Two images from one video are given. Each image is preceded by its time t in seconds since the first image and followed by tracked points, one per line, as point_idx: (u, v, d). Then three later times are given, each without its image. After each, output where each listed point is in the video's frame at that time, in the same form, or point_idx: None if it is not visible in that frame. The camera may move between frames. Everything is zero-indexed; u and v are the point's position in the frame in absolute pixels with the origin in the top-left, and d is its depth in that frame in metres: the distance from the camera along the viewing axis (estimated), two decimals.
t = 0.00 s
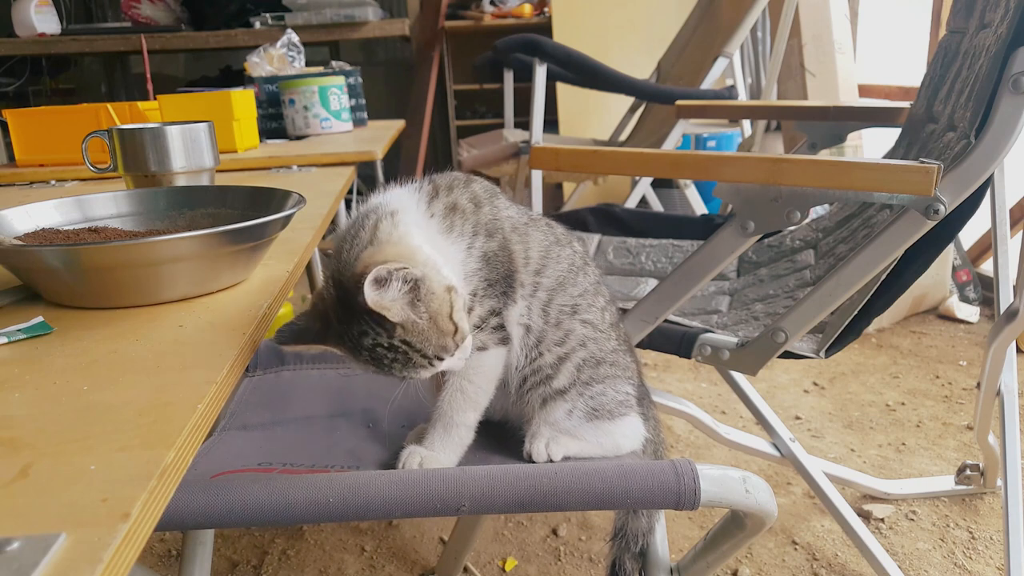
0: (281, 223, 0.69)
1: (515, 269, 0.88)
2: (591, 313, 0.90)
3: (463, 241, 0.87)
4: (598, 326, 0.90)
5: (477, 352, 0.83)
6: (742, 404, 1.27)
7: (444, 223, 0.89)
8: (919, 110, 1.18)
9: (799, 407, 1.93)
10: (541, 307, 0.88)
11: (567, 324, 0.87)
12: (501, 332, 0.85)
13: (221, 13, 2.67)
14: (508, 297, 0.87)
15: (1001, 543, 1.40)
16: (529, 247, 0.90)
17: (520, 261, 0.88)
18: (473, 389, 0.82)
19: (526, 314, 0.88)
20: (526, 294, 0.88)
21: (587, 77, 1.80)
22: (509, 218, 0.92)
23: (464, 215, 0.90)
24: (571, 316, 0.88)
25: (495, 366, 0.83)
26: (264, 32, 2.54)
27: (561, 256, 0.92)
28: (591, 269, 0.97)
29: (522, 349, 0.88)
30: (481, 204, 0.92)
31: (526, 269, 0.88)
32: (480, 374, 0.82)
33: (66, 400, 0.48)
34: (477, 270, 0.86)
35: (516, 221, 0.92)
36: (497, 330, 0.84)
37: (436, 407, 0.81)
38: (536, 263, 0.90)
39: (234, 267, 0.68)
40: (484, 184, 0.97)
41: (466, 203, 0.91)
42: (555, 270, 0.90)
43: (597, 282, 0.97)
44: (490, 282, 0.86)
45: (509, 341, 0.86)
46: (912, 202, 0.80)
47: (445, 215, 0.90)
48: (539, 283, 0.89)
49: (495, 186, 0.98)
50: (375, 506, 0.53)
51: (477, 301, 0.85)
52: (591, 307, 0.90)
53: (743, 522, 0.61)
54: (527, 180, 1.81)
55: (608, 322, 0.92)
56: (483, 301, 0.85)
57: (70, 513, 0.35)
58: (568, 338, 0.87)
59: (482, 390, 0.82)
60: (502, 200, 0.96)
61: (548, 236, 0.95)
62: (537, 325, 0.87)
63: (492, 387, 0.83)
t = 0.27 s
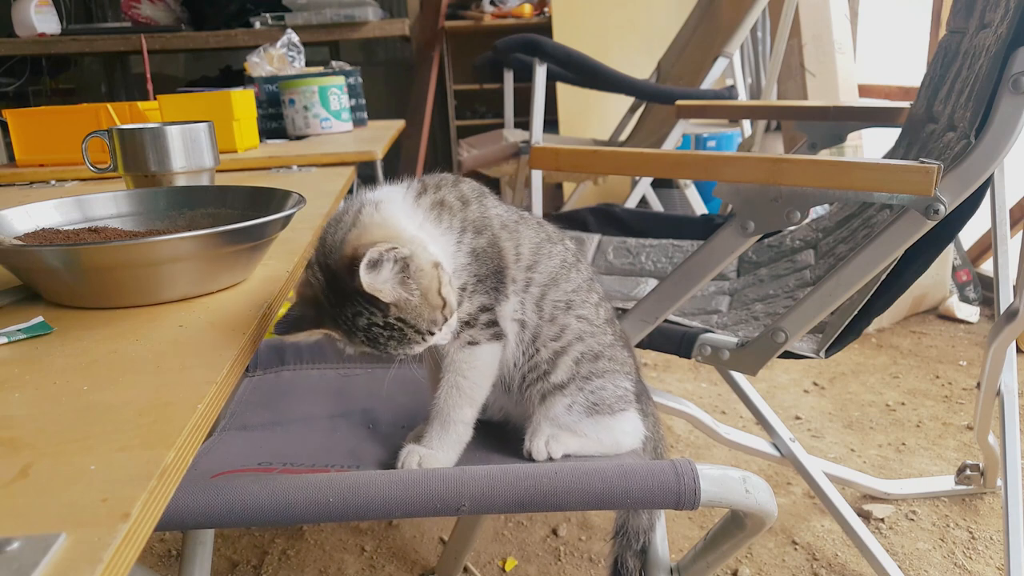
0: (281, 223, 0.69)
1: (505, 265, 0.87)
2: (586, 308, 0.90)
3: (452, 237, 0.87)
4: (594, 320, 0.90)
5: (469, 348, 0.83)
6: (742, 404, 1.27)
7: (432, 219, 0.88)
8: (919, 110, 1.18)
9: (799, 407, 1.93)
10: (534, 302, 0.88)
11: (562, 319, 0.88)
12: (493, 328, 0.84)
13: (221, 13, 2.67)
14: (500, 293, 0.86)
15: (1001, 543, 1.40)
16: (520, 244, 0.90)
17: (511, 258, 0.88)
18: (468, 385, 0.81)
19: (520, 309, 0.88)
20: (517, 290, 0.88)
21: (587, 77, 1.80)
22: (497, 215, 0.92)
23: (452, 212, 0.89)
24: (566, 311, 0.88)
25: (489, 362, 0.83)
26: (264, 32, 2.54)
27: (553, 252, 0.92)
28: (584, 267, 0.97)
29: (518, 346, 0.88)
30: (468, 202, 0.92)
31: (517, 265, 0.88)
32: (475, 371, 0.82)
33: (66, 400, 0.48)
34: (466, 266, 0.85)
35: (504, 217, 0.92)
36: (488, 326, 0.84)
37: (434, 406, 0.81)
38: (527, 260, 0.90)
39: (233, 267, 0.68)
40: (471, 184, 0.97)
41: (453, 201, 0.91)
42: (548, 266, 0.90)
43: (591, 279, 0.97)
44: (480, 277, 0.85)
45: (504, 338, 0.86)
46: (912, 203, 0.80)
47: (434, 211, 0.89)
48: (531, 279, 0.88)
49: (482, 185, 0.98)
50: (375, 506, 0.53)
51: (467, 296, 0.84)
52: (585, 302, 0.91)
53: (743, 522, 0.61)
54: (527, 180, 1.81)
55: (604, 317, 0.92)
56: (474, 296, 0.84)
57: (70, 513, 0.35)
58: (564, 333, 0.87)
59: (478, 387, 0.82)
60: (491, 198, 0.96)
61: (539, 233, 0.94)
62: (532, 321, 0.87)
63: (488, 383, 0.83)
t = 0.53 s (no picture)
0: (280, 223, 0.69)
1: (499, 265, 0.86)
2: (584, 306, 0.91)
3: (444, 237, 0.85)
4: (592, 318, 0.90)
5: (465, 348, 0.82)
6: (743, 404, 1.27)
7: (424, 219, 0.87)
8: (919, 110, 1.18)
9: (799, 407, 1.93)
10: (530, 302, 0.88)
11: (560, 317, 0.88)
12: (489, 328, 0.83)
13: (221, 13, 2.67)
14: (495, 293, 0.84)
15: (1001, 543, 1.40)
16: (516, 244, 0.90)
17: (506, 258, 0.87)
18: (467, 384, 0.81)
19: (517, 308, 0.87)
20: (512, 290, 0.87)
21: (587, 77, 1.80)
22: (490, 216, 0.91)
23: (444, 214, 0.88)
24: (563, 310, 0.89)
25: (487, 361, 0.82)
26: (264, 32, 2.54)
27: (549, 250, 0.93)
28: (580, 266, 0.98)
29: (517, 344, 0.88)
30: (460, 204, 0.91)
31: (513, 265, 0.88)
32: (473, 370, 0.81)
33: (66, 401, 0.48)
34: (460, 266, 0.83)
35: (497, 218, 0.92)
36: (484, 326, 0.83)
37: (433, 406, 0.81)
38: (523, 259, 0.89)
39: (233, 267, 0.68)
40: (463, 187, 0.96)
41: (445, 203, 0.90)
42: (544, 265, 0.90)
43: (587, 277, 0.97)
44: (474, 277, 0.83)
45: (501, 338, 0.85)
46: (912, 202, 0.80)
47: (425, 211, 0.88)
48: (527, 278, 0.88)
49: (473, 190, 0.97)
50: (376, 506, 0.53)
51: (459, 296, 0.82)
52: (582, 300, 0.91)
53: (743, 523, 0.61)
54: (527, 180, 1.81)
55: (602, 315, 0.93)
56: (467, 295, 0.83)
57: (69, 513, 0.35)
58: (563, 330, 0.88)
59: (476, 385, 0.81)
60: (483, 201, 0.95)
61: (534, 232, 0.94)
62: (530, 320, 0.87)
63: (487, 382, 0.82)
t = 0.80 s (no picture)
0: (281, 224, 0.69)
1: (504, 263, 0.86)
2: (584, 308, 0.91)
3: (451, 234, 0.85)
4: (592, 319, 0.90)
5: (469, 347, 0.82)
6: (743, 404, 1.27)
7: (431, 216, 0.86)
8: (918, 110, 1.18)
9: (799, 407, 1.93)
10: (532, 301, 0.88)
11: (560, 318, 0.88)
12: (493, 327, 0.84)
13: (221, 13, 2.67)
14: (499, 291, 0.85)
15: (1001, 543, 1.40)
16: (519, 243, 0.90)
17: (510, 256, 0.87)
18: (468, 384, 0.82)
19: (519, 308, 0.87)
20: (516, 289, 0.87)
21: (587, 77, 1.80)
22: (494, 214, 0.91)
23: (451, 210, 0.88)
24: (564, 310, 0.89)
25: (489, 361, 0.83)
26: (264, 32, 2.54)
27: (552, 250, 0.93)
28: (581, 266, 0.98)
29: (517, 344, 0.88)
30: (467, 201, 0.90)
31: (516, 264, 0.88)
32: (475, 370, 0.82)
33: (66, 400, 0.48)
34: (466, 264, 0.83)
35: (502, 216, 0.91)
36: (489, 326, 0.83)
37: (433, 405, 0.81)
38: (526, 259, 0.89)
39: (234, 267, 0.68)
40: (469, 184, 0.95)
41: (451, 200, 0.89)
42: (547, 265, 0.90)
43: (589, 278, 0.97)
44: (479, 276, 0.83)
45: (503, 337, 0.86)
46: (912, 202, 0.80)
47: (434, 208, 0.87)
48: (528, 278, 0.88)
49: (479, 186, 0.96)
50: (375, 506, 0.53)
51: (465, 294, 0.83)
52: (583, 301, 0.91)
53: (743, 522, 0.62)
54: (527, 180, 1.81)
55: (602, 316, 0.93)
56: (473, 294, 0.83)
57: (70, 512, 0.35)
58: (562, 331, 0.88)
59: (477, 385, 0.82)
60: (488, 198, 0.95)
61: (537, 232, 0.94)
62: (531, 320, 0.87)
63: (487, 381, 0.83)
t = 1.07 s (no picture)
0: (281, 224, 0.69)
1: (512, 267, 0.87)
2: (587, 310, 0.91)
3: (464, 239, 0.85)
4: (595, 322, 0.90)
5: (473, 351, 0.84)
6: (742, 403, 1.27)
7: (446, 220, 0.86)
8: (919, 110, 1.18)
9: (799, 407, 1.93)
10: (536, 304, 0.89)
11: (563, 321, 0.88)
12: (500, 331, 0.85)
13: (221, 13, 2.66)
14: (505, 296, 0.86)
15: (1001, 543, 1.40)
16: (526, 245, 0.90)
17: (517, 260, 0.88)
18: (471, 386, 0.83)
19: (523, 311, 0.89)
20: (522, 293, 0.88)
21: (587, 77, 1.80)
22: (504, 216, 0.91)
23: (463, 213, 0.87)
24: (568, 313, 0.89)
25: (493, 365, 0.85)
26: (264, 32, 2.54)
27: (557, 252, 0.93)
28: (586, 267, 0.98)
29: (520, 346, 0.89)
30: (479, 204, 0.89)
31: (523, 267, 0.88)
32: (480, 374, 0.84)
33: (66, 400, 0.48)
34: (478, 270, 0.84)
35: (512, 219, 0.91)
36: (496, 330, 0.85)
37: (435, 406, 0.82)
38: (532, 261, 0.90)
39: (234, 267, 0.68)
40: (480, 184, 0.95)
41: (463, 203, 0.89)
42: (552, 268, 0.91)
43: (593, 279, 0.97)
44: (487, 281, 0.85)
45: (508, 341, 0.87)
46: (911, 203, 0.80)
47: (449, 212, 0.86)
48: (534, 281, 0.89)
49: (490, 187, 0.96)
50: (376, 506, 0.53)
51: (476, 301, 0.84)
52: (586, 304, 0.91)
53: (743, 522, 0.62)
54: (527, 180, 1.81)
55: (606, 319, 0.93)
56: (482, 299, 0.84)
57: (69, 513, 0.35)
58: (565, 334, 0.88)
59: (481, 389, 0.83)
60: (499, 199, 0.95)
61: (544, 233, 0.94)
62: (534, 323, 0.88)
63: (491, 386, 0.84)
